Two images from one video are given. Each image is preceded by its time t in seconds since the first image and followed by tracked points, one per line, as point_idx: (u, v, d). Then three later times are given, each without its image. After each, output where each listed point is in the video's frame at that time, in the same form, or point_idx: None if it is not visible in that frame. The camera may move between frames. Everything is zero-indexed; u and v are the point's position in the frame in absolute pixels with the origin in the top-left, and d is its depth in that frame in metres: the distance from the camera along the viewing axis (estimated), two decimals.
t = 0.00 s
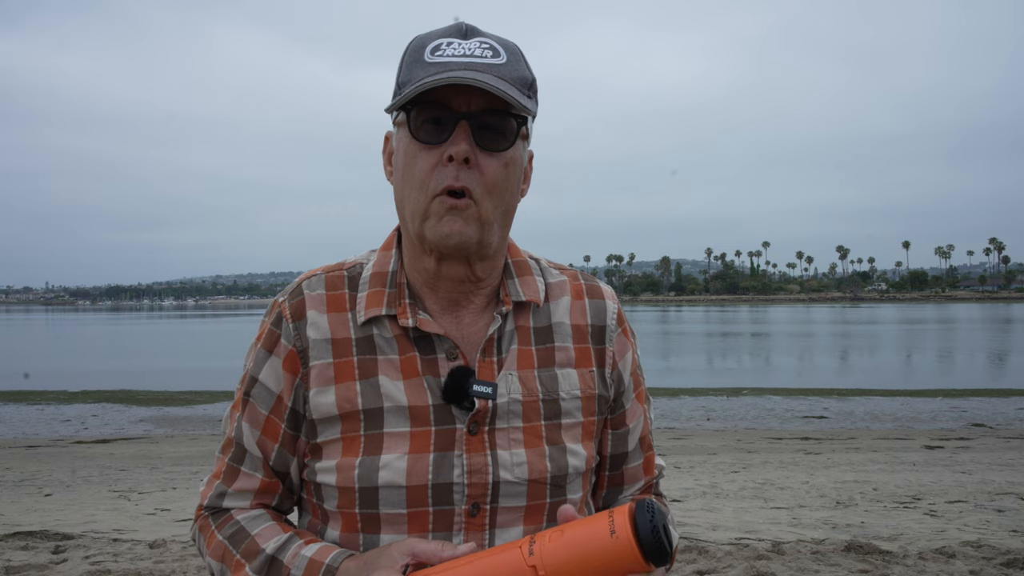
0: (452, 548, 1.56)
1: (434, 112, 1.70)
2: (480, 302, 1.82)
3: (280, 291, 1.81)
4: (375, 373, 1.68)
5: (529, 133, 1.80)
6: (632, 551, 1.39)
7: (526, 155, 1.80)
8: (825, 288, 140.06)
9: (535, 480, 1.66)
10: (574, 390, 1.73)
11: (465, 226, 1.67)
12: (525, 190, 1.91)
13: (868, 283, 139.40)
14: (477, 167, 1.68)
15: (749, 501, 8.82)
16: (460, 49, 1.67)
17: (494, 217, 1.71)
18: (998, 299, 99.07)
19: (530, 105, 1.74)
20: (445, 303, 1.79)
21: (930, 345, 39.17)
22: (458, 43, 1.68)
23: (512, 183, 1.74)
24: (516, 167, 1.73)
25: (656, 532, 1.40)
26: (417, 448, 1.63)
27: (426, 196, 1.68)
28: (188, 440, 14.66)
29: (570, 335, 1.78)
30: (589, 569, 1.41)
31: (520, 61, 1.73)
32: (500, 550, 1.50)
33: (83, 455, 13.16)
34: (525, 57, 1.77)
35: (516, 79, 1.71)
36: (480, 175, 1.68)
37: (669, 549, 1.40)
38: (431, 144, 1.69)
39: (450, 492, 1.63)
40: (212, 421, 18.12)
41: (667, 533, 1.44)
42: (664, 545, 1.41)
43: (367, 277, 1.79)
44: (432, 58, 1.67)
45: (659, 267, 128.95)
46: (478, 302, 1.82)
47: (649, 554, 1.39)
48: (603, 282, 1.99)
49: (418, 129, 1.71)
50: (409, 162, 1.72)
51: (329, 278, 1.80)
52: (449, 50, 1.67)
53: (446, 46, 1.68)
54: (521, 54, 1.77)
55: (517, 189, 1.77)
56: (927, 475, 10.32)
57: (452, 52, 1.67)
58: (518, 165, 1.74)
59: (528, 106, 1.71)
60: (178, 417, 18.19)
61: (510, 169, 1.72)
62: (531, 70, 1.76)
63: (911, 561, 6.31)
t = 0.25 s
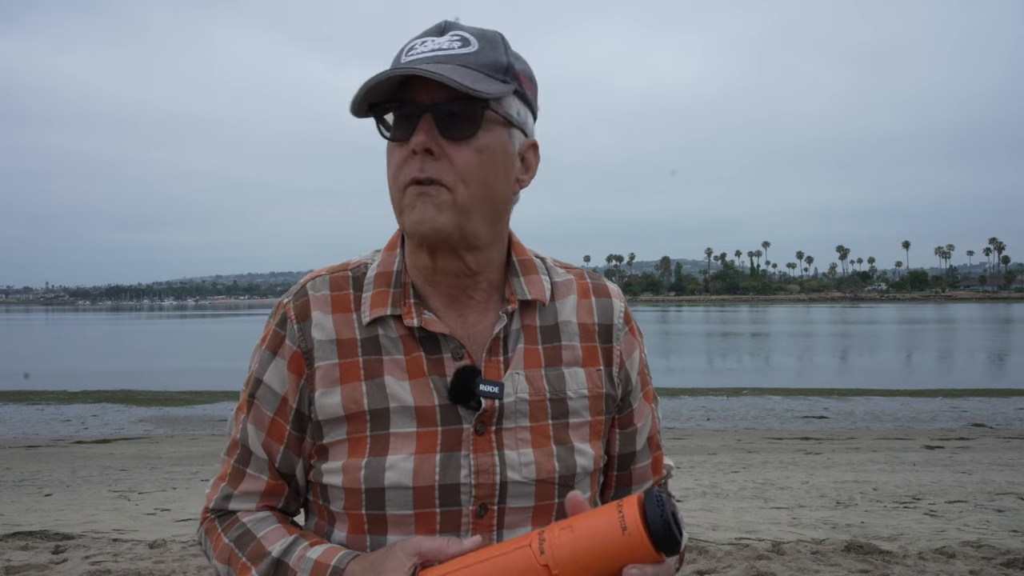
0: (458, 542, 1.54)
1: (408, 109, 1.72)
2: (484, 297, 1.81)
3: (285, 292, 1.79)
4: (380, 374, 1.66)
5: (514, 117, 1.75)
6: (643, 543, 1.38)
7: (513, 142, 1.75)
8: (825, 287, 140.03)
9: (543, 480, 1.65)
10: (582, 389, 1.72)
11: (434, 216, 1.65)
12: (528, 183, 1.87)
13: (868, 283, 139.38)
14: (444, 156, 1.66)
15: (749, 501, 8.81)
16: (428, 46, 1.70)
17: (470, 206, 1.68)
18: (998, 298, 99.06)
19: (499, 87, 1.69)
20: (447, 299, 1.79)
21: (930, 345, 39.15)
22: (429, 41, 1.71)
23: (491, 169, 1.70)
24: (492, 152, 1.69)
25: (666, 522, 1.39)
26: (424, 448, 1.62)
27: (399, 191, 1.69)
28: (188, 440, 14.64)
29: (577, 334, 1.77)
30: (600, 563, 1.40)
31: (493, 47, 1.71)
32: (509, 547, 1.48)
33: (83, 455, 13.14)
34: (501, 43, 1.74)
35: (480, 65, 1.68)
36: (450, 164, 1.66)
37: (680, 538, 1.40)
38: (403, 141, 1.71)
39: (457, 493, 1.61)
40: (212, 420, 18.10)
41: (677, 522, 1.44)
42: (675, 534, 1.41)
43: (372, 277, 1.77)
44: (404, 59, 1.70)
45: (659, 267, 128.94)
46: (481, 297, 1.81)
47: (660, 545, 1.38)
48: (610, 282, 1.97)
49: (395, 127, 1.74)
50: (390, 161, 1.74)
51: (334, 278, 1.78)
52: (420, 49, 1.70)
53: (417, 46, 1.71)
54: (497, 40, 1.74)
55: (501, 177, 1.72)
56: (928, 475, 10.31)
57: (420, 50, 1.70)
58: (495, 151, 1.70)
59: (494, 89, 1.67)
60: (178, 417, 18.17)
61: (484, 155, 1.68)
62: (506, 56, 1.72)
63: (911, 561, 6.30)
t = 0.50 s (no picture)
0: (470, 552, 1.51)
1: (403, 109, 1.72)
2: (497, 297, 1.77)
3: (296, 292, 1.76)
4: (393, 375, 1.63)
5: (511, 106, 1.69)
6: (664, 565, 1.36)
7: (513, 134, 1.70)
8: (825, 287, 139.99)
9: (560, 483, 1.62)
10: (600, 389, 1.69)
11: (426, 212, 1.62)
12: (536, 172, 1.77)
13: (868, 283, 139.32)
14: (432, 150, 1.64)
15: (749, 501, 8.78)
16: (419, 43, 1.70)
17: (463, 199, 1.64)
18: (998, 298, 99.00)
19: (484, 75, 1.64)
20: (460, 299, 1.75)
21: (930, 345, 39.09)
22: (421, 38, 1.71)
23: (485, 162, 1.65)
24: (483, 143, 1.64)
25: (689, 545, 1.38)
26: (438, 451, 1.59)
27: (395, 189, 1.69)
28: (188, 440, 14.61)
29: (595, 332, 1.73)
30: None
31: (482, 36, 1.67)
32: (526, 558, 1.46)
33: (82, 455, 13.10)
34: (494, 31, 1.69)
35: (465, 56, 1.66)
36: (440, 159, 1.63)
37: (701, 561, 1.38)
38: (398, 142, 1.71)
39: (473, 497, 1.58)
40: (212, 420, 18.07)
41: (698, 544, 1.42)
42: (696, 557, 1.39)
43: (384, 277, 1.74)
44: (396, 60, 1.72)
45: (659, 266, 128.89)
46: (494, 297, 1.77)
47: (681, 567, 1.37)
48: (629, 278, 1.93)
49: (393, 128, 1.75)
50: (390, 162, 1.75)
51: (346, 278, 1.75)
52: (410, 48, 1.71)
53: (411, 44, 1.72)
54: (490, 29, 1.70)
55: (500, 170, 1.67)
56: (928, 476, 10.27)
57: (411, 48, 1.71)
58: (487, 143, 1.65)
59: (479, 78, 1.63)
60: (178, 417, 18.13)
61: (476, 147, 1.64)
62: (497, 44, 1.68)
63: (911, 561, 6.26)
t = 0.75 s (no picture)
0: (496, 559, 1.47)
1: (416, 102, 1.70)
2: (521, 292, 1.72)
3: (319, 291, 1.73)
4: (418, 375, 1.59)
5: (528, 93, 1.64)
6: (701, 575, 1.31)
7: (532, 121, 1.64)
8: (824, 287, 139.92)
9: (591, 487, 1.58)
10: (631, 390, 1.64)
11: (435, 202, 1.58)
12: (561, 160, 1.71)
13: (868, 283, 139.22)
14: (442, 139, 1.60)
15: (749, 501, 8.74)
16: (431, 34, 1.69)
17: (476, 189, 1.59)
18: (998, 298, 98.92)
19: (494, 60, 1.60)
20: (483, 296, 1.70)
21: (930, 345, 39.02)
22: (434, 29, 1.70)
23: (499, 149, 1.60)
24: (495, 130, 1.60)
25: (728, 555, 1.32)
26: (464, 454, 1.55)
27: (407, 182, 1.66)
28: (188, 440, 14.58)
29: (626, 330, 1.68)
30: None
31: (495, 23, 1.64)
32: (556, 567, 1.42)
33: (82, 455, 13.07)
34: (508, 17, 1.66)
35: (476, 42, 1.63)
36: (451, 149, 1.59)
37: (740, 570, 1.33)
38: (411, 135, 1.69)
39: (500, 501, 1.54)
40: (212, 420, 18.03)
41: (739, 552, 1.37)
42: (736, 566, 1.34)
43: (406, 275, 1.70)
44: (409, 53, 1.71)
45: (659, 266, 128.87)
46: (519, 292, 1.72)
47: None
48: (660, 273, 1.88)
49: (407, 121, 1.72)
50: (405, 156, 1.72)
51: (368, 277, 1.71)
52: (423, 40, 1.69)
53: (425, 36, 1.71)
54: (504, 16, 1.66)
55: (516, 158, 1.62)
56: (928, 475, 10.23)
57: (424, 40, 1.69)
58: (500, 131, 1.60)
59: (490, 64, 1.59)
60: (178, 417, 18.09)
61: (488, 134, 1.59)
62: (509, 29, 1.64)
63: (911, 561, 6.23)
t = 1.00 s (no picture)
0: (524, 564, 1.43)
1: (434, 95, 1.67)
2: (547, 289, 1.69)
3: (341, 291, 1.70)
4: (442, 376, 1.56)
5: (549, 82, 1.61)
6: None
7: (556, 113, 1.61)
8: (824, 287, 139.89)
9: (621, 490, 1.54)
10: (663, 388, 1.60)
11: (459, 202, 1.55)
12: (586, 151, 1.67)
13: (869, 283, 139.16)
14: (463, 136, 1.57)
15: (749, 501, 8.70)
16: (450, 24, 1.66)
17: (498, 185, 1.55)
18: (998, 298, 98.84)
19: (512, 50, 1.56)
20: (507, 295, 1.67)
21: (930, 345, 38.97)
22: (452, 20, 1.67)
23: (520, 142, 1.57)
24: (516, 124, 1.57)
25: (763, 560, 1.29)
26: (490, 456, 1.52)
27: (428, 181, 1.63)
28: (189, 440, 14.55)
29: (656, 326, 1.64)
30: None
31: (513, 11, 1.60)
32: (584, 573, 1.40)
33: (82, 455, 13.03)
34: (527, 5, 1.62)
35: (493, 32, 1.59)
36: (470, 144, 1.56)
37: None
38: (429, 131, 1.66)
39: (528, 504, 1.51)
40: (212, 420, 18.00)
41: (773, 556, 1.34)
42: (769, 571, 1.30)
43: (429, 272, 1.66)
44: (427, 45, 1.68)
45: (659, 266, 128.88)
46: (545, 290, 1.69)
47: None
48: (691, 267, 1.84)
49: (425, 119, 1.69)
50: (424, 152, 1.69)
51: (390, 276, 1.67)
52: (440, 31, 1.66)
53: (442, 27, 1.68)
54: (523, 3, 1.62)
55: (539, 153, 1.59)
56: (927, 475, 10.21)
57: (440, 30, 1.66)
58: (522, 124, 1.57)
59: (507, 54, 1.56)
60: (178, 417, 18.07)
61: (509, 128, 1.56)
62: (529, 17, 1.60)
63: (911, 561, 6.19)
